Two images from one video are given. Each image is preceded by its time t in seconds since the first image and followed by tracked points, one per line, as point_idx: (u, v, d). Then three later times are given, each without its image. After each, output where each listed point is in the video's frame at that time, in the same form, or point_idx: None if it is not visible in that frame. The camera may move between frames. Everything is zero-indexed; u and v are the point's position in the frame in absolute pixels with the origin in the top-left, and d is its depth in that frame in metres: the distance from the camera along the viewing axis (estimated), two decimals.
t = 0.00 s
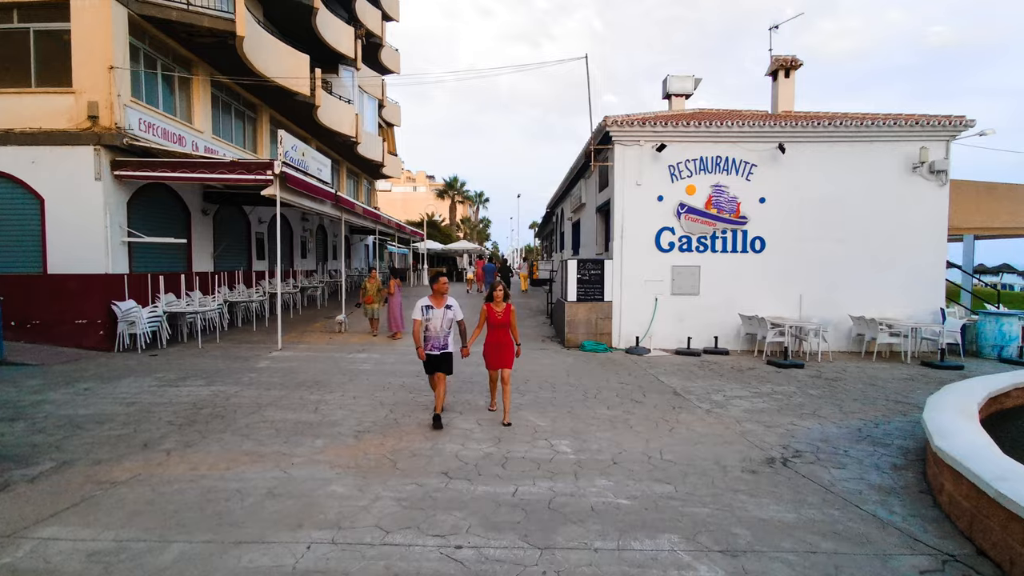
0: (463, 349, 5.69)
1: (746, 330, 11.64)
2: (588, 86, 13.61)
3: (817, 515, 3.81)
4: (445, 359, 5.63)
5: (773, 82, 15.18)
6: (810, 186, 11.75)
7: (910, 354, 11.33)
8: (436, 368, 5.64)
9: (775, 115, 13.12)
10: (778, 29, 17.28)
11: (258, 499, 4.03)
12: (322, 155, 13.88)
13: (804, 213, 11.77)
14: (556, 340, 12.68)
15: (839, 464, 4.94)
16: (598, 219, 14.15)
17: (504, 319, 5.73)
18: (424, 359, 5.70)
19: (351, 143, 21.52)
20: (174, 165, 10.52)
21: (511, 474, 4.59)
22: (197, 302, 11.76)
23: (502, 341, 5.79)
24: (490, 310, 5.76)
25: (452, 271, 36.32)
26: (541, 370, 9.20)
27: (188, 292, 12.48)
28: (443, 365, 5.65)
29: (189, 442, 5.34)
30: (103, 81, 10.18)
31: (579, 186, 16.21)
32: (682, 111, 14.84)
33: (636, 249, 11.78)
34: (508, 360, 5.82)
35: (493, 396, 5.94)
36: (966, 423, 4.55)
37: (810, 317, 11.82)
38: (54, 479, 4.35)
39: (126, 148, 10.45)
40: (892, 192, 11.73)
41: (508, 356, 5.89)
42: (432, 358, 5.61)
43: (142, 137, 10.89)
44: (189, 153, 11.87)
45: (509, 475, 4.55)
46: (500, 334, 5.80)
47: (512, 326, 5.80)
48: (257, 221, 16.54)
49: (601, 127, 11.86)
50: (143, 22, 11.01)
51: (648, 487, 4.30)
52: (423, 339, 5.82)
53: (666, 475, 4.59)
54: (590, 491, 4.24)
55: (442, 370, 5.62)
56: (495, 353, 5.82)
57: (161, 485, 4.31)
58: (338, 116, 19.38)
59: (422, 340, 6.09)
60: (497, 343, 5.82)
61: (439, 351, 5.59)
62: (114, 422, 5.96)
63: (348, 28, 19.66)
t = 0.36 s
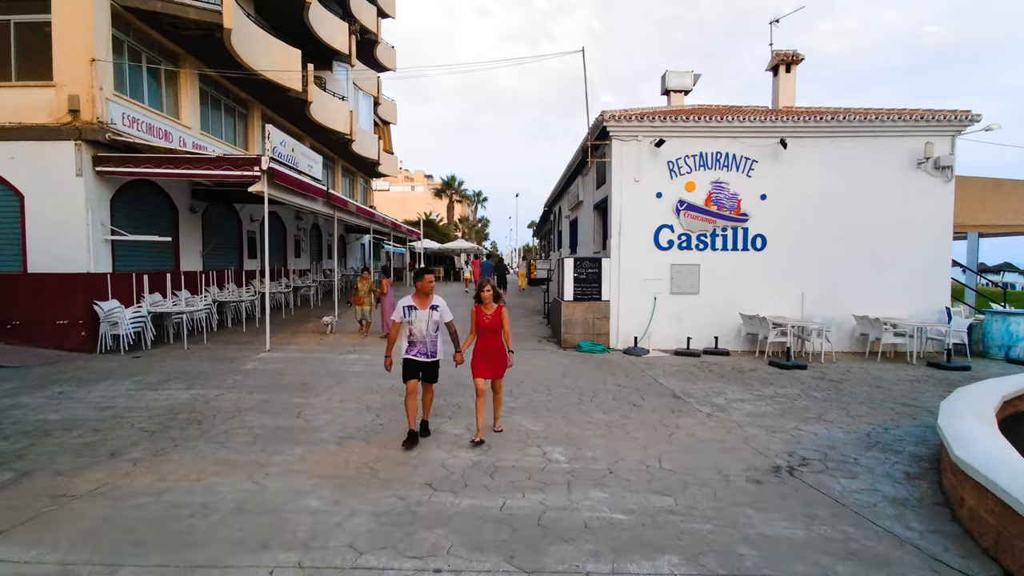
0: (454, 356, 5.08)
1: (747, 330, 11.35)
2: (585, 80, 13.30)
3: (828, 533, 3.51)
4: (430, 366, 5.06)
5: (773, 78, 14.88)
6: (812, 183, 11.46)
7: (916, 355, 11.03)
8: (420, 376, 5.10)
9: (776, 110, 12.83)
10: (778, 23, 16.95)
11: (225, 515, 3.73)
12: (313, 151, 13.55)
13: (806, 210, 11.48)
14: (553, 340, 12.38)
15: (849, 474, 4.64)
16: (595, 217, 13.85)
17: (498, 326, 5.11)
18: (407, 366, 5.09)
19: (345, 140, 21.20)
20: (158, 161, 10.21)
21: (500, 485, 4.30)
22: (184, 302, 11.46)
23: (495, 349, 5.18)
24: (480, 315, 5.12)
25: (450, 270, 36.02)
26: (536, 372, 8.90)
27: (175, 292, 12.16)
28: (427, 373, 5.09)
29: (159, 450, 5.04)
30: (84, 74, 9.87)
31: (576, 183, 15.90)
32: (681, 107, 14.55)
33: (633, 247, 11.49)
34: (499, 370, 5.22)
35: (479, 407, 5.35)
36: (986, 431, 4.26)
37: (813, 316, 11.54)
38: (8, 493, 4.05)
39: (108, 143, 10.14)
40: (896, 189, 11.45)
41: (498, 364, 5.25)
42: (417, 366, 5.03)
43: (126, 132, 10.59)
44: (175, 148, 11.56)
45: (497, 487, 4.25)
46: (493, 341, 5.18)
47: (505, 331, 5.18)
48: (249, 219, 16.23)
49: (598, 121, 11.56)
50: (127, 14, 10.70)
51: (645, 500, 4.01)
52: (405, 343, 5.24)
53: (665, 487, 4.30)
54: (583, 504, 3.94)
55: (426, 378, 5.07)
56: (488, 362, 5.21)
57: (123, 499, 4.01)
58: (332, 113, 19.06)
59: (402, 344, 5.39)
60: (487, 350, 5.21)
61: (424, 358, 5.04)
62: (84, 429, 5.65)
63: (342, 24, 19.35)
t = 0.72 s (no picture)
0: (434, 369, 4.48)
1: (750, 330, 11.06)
2: (584, 75, 13.02)
3: (845, 553, 3.23)
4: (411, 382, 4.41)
5: (777, 74, 14.56)
6: (817, 180, 11.17)
7: (924, 356, 10.73)
8: (401, 394, 4.43)
9: (780, 106, 12.54)
10: (781, 18, 16.51)
11: (193, 532, 3.45)
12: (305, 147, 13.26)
13: (811, 208, 11.20)
14: (552, 341, 12.09)
15: (865, 485, 4.36)
16: (594, 215, 13.57)
17: (482, 329, 4.41)
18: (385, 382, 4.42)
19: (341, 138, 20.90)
20: (145, 157, 9.91)
21: (492, 499, 4.01)
22: (174, 302, 11.18)
23: (480, 357, 4.45)
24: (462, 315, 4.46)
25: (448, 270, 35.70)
26: (534, 374, 8.61)
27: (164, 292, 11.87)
28: (410, 389, 4.43)
29: (133, 459, 4.76)
30: (69, 68, 9.60)
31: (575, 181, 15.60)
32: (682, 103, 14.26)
33: (634, 246, 11.21)
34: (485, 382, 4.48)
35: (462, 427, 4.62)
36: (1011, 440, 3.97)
37: (818, 317, 11.25)
38: None
39: (93, 138, 9.86)
40: (903, 186, 11.16)
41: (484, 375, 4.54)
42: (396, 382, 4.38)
43: (112, 127, 10.31)
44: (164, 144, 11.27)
45: (489, 501, 3.97)
46: (478, 346, 4.46)
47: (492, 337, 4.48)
48: (242, 218, 15.93)
49: (597, 117, 11.27)
50: (113, 6, 10.42)
51: (647, 515, 3.72)
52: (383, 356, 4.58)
53: (669, 500, 4.01)
54: (580, 520, 3.65)
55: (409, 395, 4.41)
56: (468, 372, 4.46)
57: (85, 514, 3.73)
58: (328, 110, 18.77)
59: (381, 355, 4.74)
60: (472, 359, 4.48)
61: (405, 371, 4.40)
62: (55, 436, 5.36)
63: (338, 20, 19.05)
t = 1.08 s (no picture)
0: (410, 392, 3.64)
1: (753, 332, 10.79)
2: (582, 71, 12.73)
3: None
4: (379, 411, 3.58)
5: (778, 70, 14.27)
6: (821, 178, 10.90)
7: (931, 358, 10.46)
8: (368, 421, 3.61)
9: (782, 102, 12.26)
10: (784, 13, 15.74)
11: (156, 557, 3.14)
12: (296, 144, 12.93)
13: (815, 207, 10.92)
14: (549, 343, 11.80)
15: (884, 500, 4.08)
16: (593, 213, 13.27)
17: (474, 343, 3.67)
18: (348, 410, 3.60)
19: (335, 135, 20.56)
20: (128, 153, 9.57)
21: (485, 516, 3.72)
22: (160, 303, 10.85)
23: (470, 377, 3.72)
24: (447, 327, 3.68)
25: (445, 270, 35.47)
26: (530, 377, 8.32)
27: (151, 292, 11.53)
28: (378, 418, 3.59)
29: (102, 472, 4.45)
30: (49, 59, 9.26)
31: (573, 179, 15.31)
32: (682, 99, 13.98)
33: (633, 245, 10.92)
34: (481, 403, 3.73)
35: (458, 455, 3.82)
36: None
37: (822, 318, 10.99)
38: None
39: (75, 133, 9.52)
40: (908, 184, 10.91)
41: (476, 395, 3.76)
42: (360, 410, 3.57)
43: (95, 122, 9.97)
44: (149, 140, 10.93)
45: (482, 518, 3.68)
46: (469, 364, 3.70)
47: (484, 351, 3.77)
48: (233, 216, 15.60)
49: (596, 112, 10.97)
50: None
51: (652, 536, 3.43)
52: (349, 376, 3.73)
53: (676, 517, 3.72)
54: (579, 542, 3.36)
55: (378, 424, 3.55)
56: (459, 397, 3.69)
57: (41, 535, 3.42)
58: (322, 107, 18.45)
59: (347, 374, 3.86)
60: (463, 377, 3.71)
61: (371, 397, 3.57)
62: (22, 445, 5.04)
63: (332, 15, 18.72)
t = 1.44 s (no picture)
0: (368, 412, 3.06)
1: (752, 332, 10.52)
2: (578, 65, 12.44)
3: None
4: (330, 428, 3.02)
5: (777, 65, 13.99)
6: (822, 174, 10.63)
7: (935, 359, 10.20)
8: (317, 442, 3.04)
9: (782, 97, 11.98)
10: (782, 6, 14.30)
11: None
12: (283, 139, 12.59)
13: (816, 204, 10.66)
14: (544, 343, 11.50)
15: (900, 513, 3.79)
16: (589, 211, 12.98)
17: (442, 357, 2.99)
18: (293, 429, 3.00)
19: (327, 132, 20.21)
20: (106, 146, 9.21)
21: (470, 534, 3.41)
22: (142, 302, 10.49)
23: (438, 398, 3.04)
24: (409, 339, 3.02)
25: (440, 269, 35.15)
26: (524, 380, 8.01)
27: (133, 291, 11.17)
28: (328, 439, 3.02)
29: (58, 484, 4.12)
30: (23, 49, 8.89)
31: (569, 176, 15.02)
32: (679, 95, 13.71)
33: (630, 243, 10.62)
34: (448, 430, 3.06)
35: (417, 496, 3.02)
36: None
37: (823, 318, 10.73)
38: None
39: (50, 126, 9.16)
40: (911, 181, 10.65)
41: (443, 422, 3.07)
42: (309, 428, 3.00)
43: (72, 114, 9.60)
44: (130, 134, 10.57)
45: (467, 537, 3.37)
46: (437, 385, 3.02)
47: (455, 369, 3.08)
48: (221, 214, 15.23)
49: (592, 106, 10.66)
50: None
51: (651, 556, 3.14)
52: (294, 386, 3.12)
53: (678, 534, 3.42)
54: (572, 564, 3.05)
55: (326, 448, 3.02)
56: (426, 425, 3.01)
57: None
58: (313, 103, 18.10)
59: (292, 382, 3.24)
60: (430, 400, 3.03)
61: (321, 414, 3.00)
62: None
63: (323, 9, 18.36)
